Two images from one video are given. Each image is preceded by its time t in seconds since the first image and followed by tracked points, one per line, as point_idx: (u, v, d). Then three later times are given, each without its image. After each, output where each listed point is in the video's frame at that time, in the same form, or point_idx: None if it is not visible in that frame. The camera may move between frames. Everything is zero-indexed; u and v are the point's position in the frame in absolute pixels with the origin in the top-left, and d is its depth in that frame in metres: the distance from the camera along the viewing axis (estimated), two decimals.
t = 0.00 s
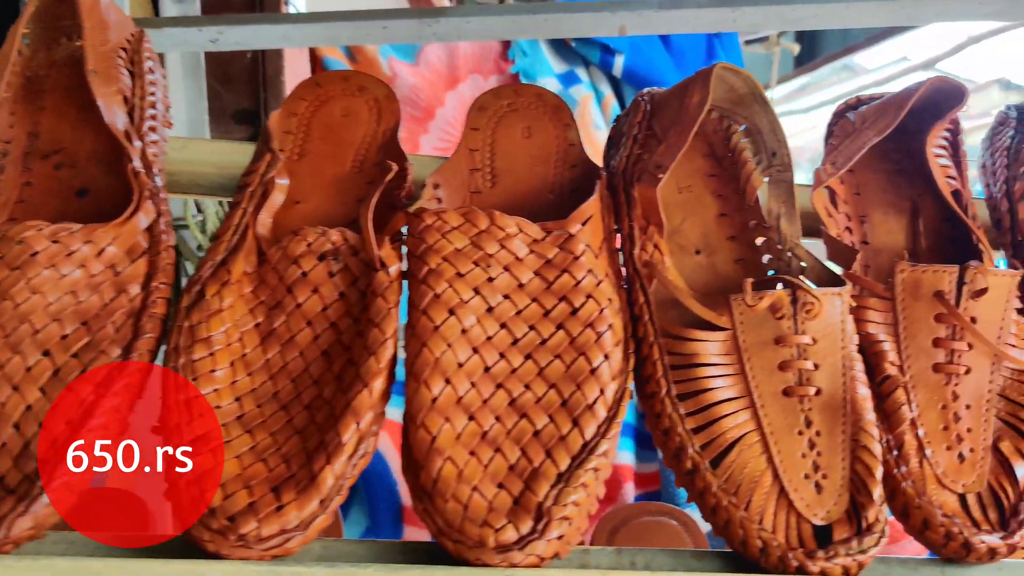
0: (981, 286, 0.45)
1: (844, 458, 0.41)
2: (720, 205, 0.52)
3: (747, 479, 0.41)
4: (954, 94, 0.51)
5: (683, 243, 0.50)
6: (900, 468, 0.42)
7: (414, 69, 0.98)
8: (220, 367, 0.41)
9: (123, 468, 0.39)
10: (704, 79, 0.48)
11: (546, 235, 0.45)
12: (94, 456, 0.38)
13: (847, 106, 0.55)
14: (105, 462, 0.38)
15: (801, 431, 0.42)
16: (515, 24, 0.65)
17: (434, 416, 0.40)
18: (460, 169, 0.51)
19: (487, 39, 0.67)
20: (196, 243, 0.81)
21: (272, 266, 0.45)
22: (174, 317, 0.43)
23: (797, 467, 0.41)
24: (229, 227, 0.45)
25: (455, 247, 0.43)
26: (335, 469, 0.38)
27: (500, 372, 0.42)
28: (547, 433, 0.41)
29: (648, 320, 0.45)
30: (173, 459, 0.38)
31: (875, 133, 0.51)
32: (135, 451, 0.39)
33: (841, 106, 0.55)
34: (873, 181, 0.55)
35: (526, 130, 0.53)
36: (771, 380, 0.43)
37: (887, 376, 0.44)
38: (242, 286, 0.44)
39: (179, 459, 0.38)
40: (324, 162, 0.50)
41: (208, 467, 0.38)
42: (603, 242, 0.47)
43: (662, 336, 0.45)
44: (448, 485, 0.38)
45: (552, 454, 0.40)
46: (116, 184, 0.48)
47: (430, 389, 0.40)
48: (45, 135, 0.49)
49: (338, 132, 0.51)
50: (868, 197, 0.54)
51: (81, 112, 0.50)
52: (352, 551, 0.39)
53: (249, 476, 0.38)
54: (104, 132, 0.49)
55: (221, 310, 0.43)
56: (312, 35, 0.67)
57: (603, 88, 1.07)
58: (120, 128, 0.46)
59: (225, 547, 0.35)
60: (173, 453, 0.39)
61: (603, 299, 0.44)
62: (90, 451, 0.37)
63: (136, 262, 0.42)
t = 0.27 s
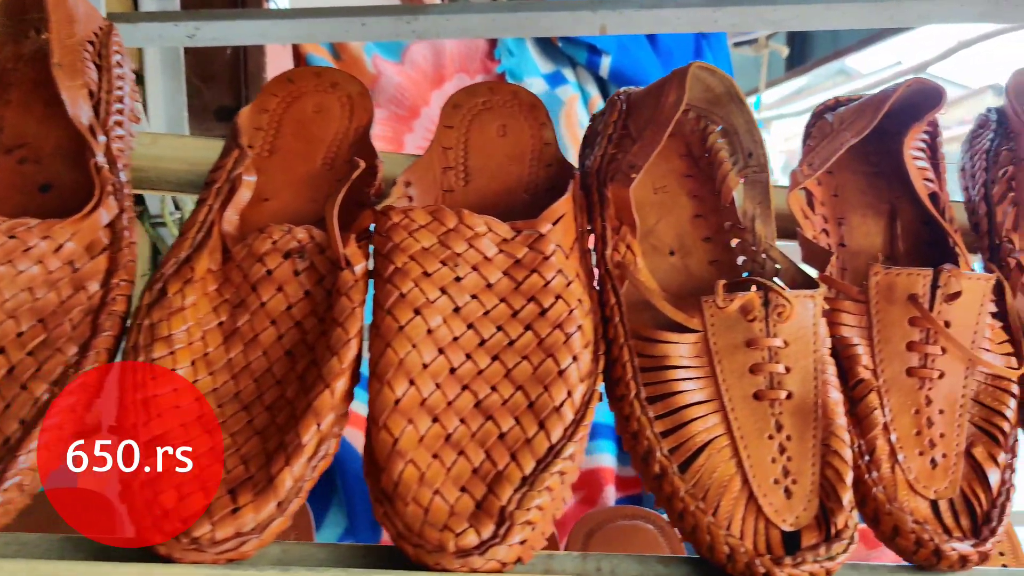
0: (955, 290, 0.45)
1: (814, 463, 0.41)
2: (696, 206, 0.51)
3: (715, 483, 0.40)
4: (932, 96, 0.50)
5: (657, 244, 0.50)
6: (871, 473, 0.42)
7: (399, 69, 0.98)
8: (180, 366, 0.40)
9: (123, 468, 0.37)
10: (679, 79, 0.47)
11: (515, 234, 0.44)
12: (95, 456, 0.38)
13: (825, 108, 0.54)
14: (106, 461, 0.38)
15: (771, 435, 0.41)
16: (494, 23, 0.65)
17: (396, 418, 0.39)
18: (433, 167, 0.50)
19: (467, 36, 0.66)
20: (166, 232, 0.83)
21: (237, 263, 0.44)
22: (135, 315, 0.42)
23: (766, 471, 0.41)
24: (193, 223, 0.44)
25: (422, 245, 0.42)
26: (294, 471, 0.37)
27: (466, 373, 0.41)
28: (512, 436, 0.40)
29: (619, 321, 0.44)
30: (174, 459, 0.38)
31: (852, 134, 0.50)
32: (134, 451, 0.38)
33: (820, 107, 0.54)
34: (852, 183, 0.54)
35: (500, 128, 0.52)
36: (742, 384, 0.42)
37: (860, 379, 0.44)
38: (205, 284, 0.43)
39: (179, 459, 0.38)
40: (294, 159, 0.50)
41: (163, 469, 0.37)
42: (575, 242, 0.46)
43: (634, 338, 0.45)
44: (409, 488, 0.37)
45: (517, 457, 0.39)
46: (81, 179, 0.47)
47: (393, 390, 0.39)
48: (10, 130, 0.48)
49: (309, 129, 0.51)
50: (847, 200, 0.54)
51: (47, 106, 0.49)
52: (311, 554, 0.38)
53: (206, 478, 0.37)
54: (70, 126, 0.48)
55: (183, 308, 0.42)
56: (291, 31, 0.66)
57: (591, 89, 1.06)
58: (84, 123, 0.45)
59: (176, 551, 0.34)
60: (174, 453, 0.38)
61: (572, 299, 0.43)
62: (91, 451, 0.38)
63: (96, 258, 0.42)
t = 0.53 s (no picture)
0: (933, 292, 0.44)
1: (788, 467, 0.40)
2: (674, 206, 0.51)
3: (688, 486, 0.40)
4: (913, 95, 0.50)
5: (634, 244, 0.50)
6: (846, 477, 0.41)
7: (387, 66, 0.99)
8: (147, 364, 0.40)
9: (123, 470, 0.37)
10: (657, 77, 0.47)
11: (489, 233, 0.43)
12: (94, 456, 0.37)
13: (807, 108, 0.54)
14: (104, 463, 0.37)
15: (745, 438, 0.41)
16: (478, 21, 0.65)
17: (364, 418, 0.38)
18: (409, 165, 0.50)
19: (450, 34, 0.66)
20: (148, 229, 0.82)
21: (207, 260, 0.44)
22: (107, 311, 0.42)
23: (740, 475, 0.40)
24: (164, 220, 0.44)
25: (393, 244, 0.42)
26: (258, 471, 0.36)
27: (436, 373, 0.40)
28: (482, 437, 0.39)
29: (593, 322, 0.44)
30: (173, 459, 0.37)
31: (833, 134, 0.50)
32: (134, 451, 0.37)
33: (802, 107, 0.54)
34: (834, 184, 0.54)
35: (478, 126, 0.52)
36: (717, 385, 0.42)
37: (836, 382, 0.44)
38: (175, 281, 0.43)
39: (178, 459, 0.37)
40: (270, 156, 0.49)
41: (124, 469, 0.37)
42: (550, 241, 0.45)
43: (608, 339, 0.44)
44: (375, 489, 0.37)
45: (486, 458, 0.39)
46: (53, 175, 0.47)
47: (361, 390, 0.39)
48: None
49: (285, 126, 0.50)
50: (828, 201, 0.53)
51: (19, 101, 0.48)
52: (276, 555, 0.38)
53: (168, 478, 0.37)
54: (42, 121, 0.48)
55: (150, 306, 0.41)
56: (273, 28, 0.66)
57: (580, 89, 1.04)
58: (55, 117, 0.45)
59: (136, 551, 0.34)
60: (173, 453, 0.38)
61: (546, 299, 0.43)
62: (90, 451, 0.37)
63: (63, 254, 0.41)
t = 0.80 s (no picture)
0: (916, 291, 0.44)
1: (769, 467, 0.40)
2: (659, 205, 0.51)
3: (668, 486, 0.39)
4: (900, 94, 0.49)
5: (617, 243, 0.49)
6: (828, 477, 0.41)
7: (378, 65, 0.98)
8: (123, 361, 0.40)
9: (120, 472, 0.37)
10: (642, 75, 0.47)
11: (470, 231, 0.43)
12: (94, 457, 0.36)
13: (794, 106, 0.54)
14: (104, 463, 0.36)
15: (726, 438, 0.41)
16: (466, 18, 0.64)
17: (341, 416, 0.38)
18: (393, 162, 0.50)
19: (438, 31, 0.66)
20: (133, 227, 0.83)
21: (186, 257, 0.43)
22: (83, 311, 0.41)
23: (720, 474, 0.40)
24: (143, 216, 0.43)
25: (373, 241, 0.41)
26: (234, 470, 0.36)
27: (414, 371, 0.40)
28: (460, 435, 0.39)
29: (575, 320, 0.44)
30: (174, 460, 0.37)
31: (818, 132, 0.49)
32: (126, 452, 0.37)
33: (788, 106, 0.54)
34: (821, 183, 0.53)
35: (463, 123, 0.52)
36: (698, 385, 0.42)
37: (819, 381, 0.43)
38: (153, 278, 0.42)
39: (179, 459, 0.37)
40: (252, 153, 0.49)
41: (98, 466, 0.36)
42: (532, 239, 0.45)
43: (590, 338, 0.44)
44: (351, 488, 0.36)
45: (464, 457, 0.38)
46: (32, 171, 0.46)
47: (338, 388, 0.38)
48: None
49: (268, 123, 0.50)
50: (814, 199, 0.53)
51: None
52: (251, 554, 0.37)
53: (142, 476, 0.36)
54: (22, 117, 0.47)
55: (128, 303, 0.41)
56: (258, 24, 0.66)
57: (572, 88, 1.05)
58: (35, 113, 0.44)
59: (107, 549, 0.34)
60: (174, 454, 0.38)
61: (527, 297, 0.42)
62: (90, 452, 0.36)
63: (40, 250, 0.41)
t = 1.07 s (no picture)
0: (895, 289, 0.43)
1: (745, 465, 0.40)
2: (639, 202, 0.50)
3: (643, 484, 0.39)
4: (883, 91, 0.49)
5: (597, 240, 0.49)
6: (805, 475, 0.41)
7: (368, 63, 0.98)
8: (96, 356, 0.39)
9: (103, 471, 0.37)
10: (623, 71, 0.46)
11: (447, 227, 0.43)
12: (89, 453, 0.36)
13: (778, 103, 0.53)
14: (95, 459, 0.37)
15: (703, 435, 0.40)
16: (450, 14, 0.64)
17: (313, 412, 0.38)
18: (372, 157, 0.49)
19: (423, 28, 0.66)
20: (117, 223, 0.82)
21: (161, 253, 0.43)
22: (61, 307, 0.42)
23: (696, 472, 0.40)
24: (118, 211, 0.43)
25: (348, 236, 0.41)
26: (204, 466, 0.36)
27: (389, 368, 0.40)
28: (434, 432, 0.39)
29: (552, 317, 0.43)
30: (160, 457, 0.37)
31: (800, 129, 0.49)
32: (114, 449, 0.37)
33: (772, 102, 0.54)
34: (804, 180, 0.53)
35: (443, 119, 0.52)
36: (675, 382, 0.41)
37: (798, 379, 0.43)
38: (127, 273, 0.42)
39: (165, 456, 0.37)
40: (230, 148, 0.49)
41: (67, 461, 0.36)
42: (510, 236, 0.45)
43: (567, 335, 0.44)
44: (322, 485, 0.36)
45: (438, 454, 0.38)
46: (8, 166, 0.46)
47: (311, 384, 0.38)
48: None
49: (247, 119, 0.50)
50: (797, 197, 0.53)
51: None
52: (222, 550, 0.37)
53: (112, 471, 0.36)
54: None
55: (101, 298, 0.40)
56: (243, 19, 0.66)
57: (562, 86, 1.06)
58: (11, 107, 0.44)
59: (75, 545, 0.34)
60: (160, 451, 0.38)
61: (504, 293, 0.42)
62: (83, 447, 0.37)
63: (14, 244, 0.40)
